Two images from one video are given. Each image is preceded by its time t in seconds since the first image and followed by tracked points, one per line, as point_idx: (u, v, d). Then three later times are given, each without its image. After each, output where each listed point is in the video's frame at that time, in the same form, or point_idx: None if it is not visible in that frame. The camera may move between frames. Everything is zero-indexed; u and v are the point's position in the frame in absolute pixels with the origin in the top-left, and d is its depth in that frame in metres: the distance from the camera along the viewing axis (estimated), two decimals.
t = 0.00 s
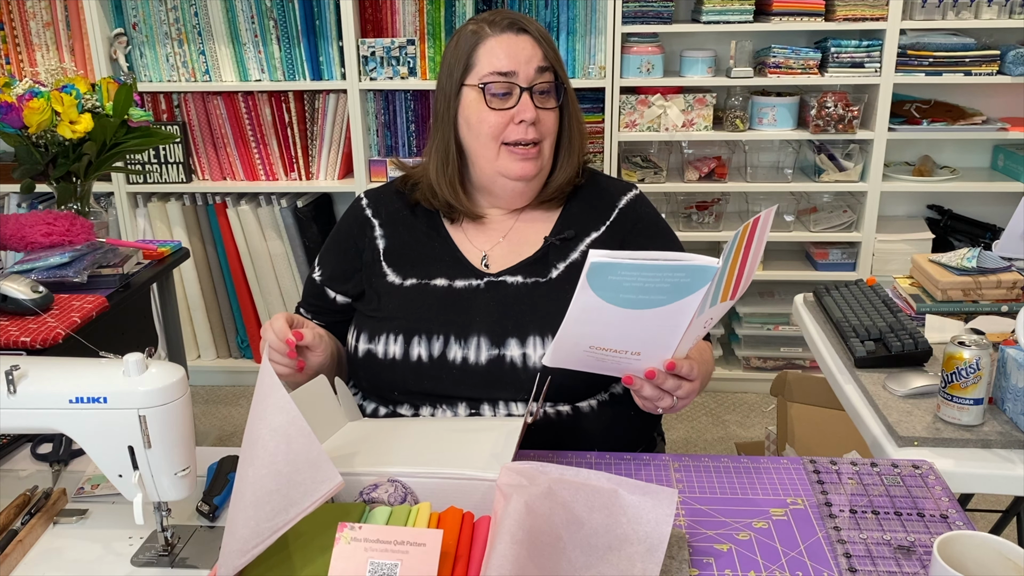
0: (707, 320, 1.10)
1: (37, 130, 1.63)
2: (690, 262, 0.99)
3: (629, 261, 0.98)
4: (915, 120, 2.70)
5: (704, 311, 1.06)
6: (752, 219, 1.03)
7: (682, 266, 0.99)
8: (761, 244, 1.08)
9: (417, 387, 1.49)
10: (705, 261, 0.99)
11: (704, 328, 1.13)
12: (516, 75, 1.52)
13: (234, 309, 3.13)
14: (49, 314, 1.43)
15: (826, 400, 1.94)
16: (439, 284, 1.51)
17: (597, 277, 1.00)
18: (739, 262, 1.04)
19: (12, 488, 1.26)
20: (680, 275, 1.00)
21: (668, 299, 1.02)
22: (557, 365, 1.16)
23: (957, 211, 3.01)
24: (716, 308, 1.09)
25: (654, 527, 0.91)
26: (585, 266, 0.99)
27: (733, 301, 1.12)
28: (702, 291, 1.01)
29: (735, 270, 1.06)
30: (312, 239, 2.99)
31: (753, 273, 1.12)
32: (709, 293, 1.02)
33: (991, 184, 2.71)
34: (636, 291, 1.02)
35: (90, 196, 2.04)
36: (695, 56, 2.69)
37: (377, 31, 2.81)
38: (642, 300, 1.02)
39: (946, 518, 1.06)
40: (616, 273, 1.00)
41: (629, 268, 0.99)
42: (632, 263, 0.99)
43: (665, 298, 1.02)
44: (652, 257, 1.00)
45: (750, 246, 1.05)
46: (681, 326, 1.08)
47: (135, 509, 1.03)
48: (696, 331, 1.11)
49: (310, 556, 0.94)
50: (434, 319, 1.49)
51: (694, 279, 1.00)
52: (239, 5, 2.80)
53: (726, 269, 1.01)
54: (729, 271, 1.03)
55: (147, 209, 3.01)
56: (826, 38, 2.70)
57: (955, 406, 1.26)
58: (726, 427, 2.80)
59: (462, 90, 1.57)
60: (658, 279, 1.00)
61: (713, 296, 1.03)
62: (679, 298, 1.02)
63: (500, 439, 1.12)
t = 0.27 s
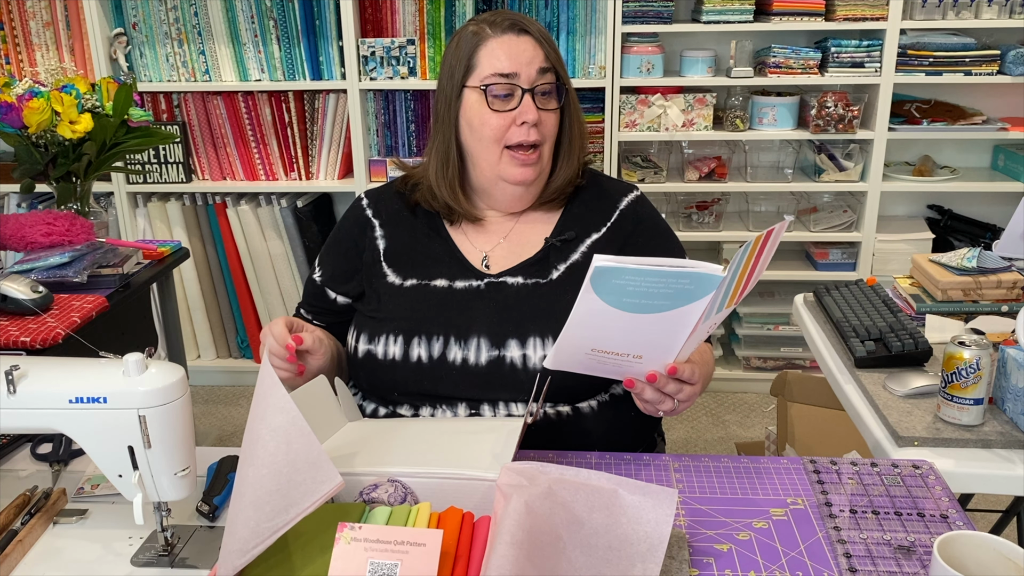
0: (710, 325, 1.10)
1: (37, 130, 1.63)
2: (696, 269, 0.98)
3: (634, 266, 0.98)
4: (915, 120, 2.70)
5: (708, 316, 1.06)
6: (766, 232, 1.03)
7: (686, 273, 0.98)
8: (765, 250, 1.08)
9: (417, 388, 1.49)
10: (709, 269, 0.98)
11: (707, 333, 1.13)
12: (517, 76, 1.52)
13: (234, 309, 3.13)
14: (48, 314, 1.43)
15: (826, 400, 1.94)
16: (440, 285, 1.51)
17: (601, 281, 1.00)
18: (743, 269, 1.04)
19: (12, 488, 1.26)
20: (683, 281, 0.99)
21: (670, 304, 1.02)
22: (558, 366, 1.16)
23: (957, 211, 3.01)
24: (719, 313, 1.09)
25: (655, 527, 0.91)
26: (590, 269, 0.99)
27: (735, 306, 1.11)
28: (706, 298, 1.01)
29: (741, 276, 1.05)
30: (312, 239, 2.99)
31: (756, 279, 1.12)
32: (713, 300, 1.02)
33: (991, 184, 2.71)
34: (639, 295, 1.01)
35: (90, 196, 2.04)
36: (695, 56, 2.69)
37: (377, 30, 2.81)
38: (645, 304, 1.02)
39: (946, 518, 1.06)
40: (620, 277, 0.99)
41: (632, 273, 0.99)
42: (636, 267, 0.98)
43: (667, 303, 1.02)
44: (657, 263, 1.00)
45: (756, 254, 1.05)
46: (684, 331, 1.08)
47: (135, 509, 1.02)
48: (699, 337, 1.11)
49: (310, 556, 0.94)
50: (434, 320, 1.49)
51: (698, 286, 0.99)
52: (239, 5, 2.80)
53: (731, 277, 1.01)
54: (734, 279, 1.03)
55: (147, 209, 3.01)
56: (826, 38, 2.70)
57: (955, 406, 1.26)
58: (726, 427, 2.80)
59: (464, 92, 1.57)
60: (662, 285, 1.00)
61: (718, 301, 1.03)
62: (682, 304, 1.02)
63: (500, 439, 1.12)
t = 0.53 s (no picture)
0: (711, 327, 1.10)
1: (37, 130, 1.63)
2: (697, 274, 0.98)
3: (634, 270, 0.97)
4: (915, 120, 2.70)
5: (708, 319, 1.06)
6: (764, 233, 1.04)
7: (687, 277, 0.98)
8: (766, 254, 1.08)
9: (417, 386, 1.49)
10: (711, 273, 0.98)
11: (708, 336, 1.12)
12: (511, 73, 1.52)
13: (234, 309, 3.13)
14: (48, 314, 1.43)
15: (826, 400, 1.94)
16: (440, 283, 1.51)
17: (602, 285, 1.00)
18: (744, 273, 1.04)
19: (12, 488, 1.26)
20: (683, 286, 0.99)
21: (670, 308, 1.02)
22: (559, 369, 1.16)
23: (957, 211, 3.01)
24: (720, 316, 1.09)
25: (654, 527, 0.91)
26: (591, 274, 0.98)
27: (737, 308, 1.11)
28: (707, 301, 1.00)
29: (741, 279, 1.05)
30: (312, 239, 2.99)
31: (756, 281, 1.12)
32: (714, 303, 1.02)
33: (991, 184, 2.71)
34: (639, 299, 1.01)
35: (90, 196, 2.04)
36: (695, 56, 2.69)
37: (377, 31, 2.81)
38: (646, 308, 1.02)
39: (945, 518, 1.06)
40: (621, 282, 0.99)
41: (633, 278, 0.98)
42: (637, 272, 0.98)
43: (667, 306, 1.02)
44: (658, 267, 0.99)
45: (757, 257, 1.05)
46: (685, 333, 1.08)
47: (135, 509, 1.02)
48: (700, 339, 1.10)
49: (310, 557, 0.94)
50: (434, 319, 1.49)
51: (699, 290, 0.99)
52: (238, 5, 2.80)
53: (731, 280, 1.01)
54: (734, 283, 1.03)
55: (147, 209, 3.01)
56: (826, 38, 2.70)
57: (955, 406, 1.26)
58: (726, 427, 2.80)
59: (460, 88, 1.58)
60: (662, 288, 1.00)
61: (718, 306, 1.03)
62: (682, 308, 1.02)
63: (500, 439, 1.12)
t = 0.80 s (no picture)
0: (711, 330, 1.10)
1: (37, 130, 1.63)
2: (697, 278, 0.99)
3: (635, 274, 0.98)
4: (915, 120, 2.70)
5: (708, 323, 1.05)
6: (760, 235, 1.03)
7: (687, 281, 0.99)
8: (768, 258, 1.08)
9: (419, 385, 1.49)
10: (711, 277, 0.99)
11: (708, 338, 1.12)
12: (499, 75, 1.52)
13: (234, 309, 3.13)
14: (49, 314, 1.43)
15: (826, 400, 1.94)
16: (441, 282, 1.51)
17: (603, 288, 1.00)
18: (745, 278, 1.04)
19: (12, 488, 1.26)
20: (684, 290, 0.99)
21: (670, 313, 1.02)
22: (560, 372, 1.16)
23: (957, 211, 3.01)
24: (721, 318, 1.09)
25: (654, 527, 0.91)
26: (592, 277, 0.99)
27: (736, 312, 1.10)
28: (706, 305, 1.01)
29: (739, 286, 1.05)
30: (312, 239, 2.99)
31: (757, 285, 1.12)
32: (714, 307, 1.02)
33: (991, 184, 2.71)
34: (640, 304, 1.01)
35: (91, 196, 2.04)
36: (695, 56, 2.69)
37: (377, 31, 2.81)
38: (646, 312, 1.02)
39: (945, 518, 1.06)
40: (622, 285, 0.99)
41: (634, 282, 0.99)
42: (638, 276, 0.98)
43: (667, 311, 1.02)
44: (658, 271, 1.00)
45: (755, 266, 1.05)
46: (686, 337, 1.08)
47: (135, 509, 1.02)
48: (700, 342, 1.10)
49: (310, 557, 0.94)
50: (436, 318, 1.49)
51: (699, 294, 1.00)
52: (238, 5, 2.80)
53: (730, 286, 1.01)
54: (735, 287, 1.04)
55: (147, 209, 3.01)
56: (826, 38, 2.70)
57: (955, 406, 1.26)
58: (726, 427, 2.80)
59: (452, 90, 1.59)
60: (662, 292, 1.00)
61: (716, 308, 1.03)
62: (682, 312, 1.02)
63: (500, 439, 1.12)
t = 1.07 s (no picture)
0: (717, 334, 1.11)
1: (37, 130, 1.63)
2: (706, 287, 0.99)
3: (645, 284, 0.98)
4: (915, 120, 2.70)
5: (716, 329, 1.06)
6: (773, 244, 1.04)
7: (697, 291, 0.98)
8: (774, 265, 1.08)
9: (418, 388, 1.49)
10: (720, 287, 0.99)
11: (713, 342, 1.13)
12: (513, 79, 1.52)
13: (234, 309, 3.13)
14: (48, 314, 1.43)
15: (826, 400, 1.94)
16: (441, 285, 1.51)
17: (612, 298, 0.99)
18: (754, 284, 1.05)
19: (12, 488, 1.26)
20: (693, 299, 0.99)
21: (680, 319, 1.02)
22: (565, 374, 1.16)
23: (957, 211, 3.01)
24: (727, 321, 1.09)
25: (654, 527, 0.91)
26: (602, 287, 0.98)
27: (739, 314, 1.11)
28: (716, 313, 1.01)
29: (749, 292, 1.06)
30: (312, 239, 2.99)
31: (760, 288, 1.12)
32: (722, 314, 1.02)
33: (991, 184, 2.71)
34: (650, 311, 1.01)
35: (91, 196, 2.04)
36: (695, 56, 2.69)
37: (377, 31, 2.81)
38: (655, 319, 1.02)
39: (946, 518, 1.06)
40: (631, 294, 0.99)
41: (644, 291, 0.98)
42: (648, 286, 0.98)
43: (677, 317, 1.02)
44: (668, 279, 1.00)
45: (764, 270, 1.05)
46: (693, 342, 1.08)
47: (135, 509, 1.02)
48: (706, 346, 1.11)
49: (310, 557, 0.94)
50: (436, 321, 1.49)
51: (708, 302, 1.00)
52: (238, 5, 2.80)
53: (740, 294, 1.02)
54: (744, 294, 1.04)
55: (147, 209, 3.01)
56: (826, 38, 2.70)
57: (955, 406, 1.26)
58: (726, 427, 2.80)
59: (460, 93, 1.58)
60: (673, 301, 1.00)
61: (726, 313, 1.03)
62: (692, 319, 1.02)
63: (501, 440, 1.12)
